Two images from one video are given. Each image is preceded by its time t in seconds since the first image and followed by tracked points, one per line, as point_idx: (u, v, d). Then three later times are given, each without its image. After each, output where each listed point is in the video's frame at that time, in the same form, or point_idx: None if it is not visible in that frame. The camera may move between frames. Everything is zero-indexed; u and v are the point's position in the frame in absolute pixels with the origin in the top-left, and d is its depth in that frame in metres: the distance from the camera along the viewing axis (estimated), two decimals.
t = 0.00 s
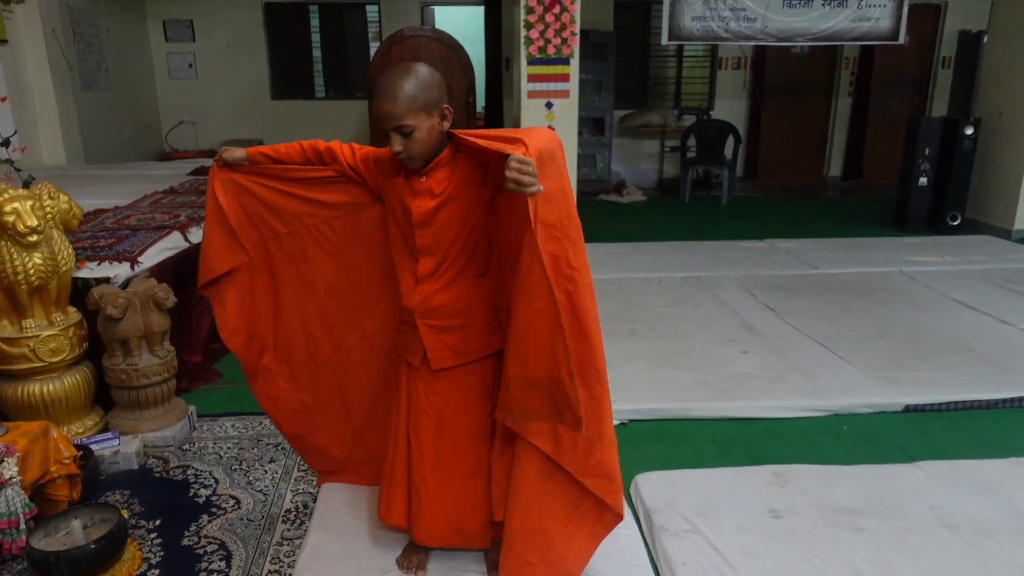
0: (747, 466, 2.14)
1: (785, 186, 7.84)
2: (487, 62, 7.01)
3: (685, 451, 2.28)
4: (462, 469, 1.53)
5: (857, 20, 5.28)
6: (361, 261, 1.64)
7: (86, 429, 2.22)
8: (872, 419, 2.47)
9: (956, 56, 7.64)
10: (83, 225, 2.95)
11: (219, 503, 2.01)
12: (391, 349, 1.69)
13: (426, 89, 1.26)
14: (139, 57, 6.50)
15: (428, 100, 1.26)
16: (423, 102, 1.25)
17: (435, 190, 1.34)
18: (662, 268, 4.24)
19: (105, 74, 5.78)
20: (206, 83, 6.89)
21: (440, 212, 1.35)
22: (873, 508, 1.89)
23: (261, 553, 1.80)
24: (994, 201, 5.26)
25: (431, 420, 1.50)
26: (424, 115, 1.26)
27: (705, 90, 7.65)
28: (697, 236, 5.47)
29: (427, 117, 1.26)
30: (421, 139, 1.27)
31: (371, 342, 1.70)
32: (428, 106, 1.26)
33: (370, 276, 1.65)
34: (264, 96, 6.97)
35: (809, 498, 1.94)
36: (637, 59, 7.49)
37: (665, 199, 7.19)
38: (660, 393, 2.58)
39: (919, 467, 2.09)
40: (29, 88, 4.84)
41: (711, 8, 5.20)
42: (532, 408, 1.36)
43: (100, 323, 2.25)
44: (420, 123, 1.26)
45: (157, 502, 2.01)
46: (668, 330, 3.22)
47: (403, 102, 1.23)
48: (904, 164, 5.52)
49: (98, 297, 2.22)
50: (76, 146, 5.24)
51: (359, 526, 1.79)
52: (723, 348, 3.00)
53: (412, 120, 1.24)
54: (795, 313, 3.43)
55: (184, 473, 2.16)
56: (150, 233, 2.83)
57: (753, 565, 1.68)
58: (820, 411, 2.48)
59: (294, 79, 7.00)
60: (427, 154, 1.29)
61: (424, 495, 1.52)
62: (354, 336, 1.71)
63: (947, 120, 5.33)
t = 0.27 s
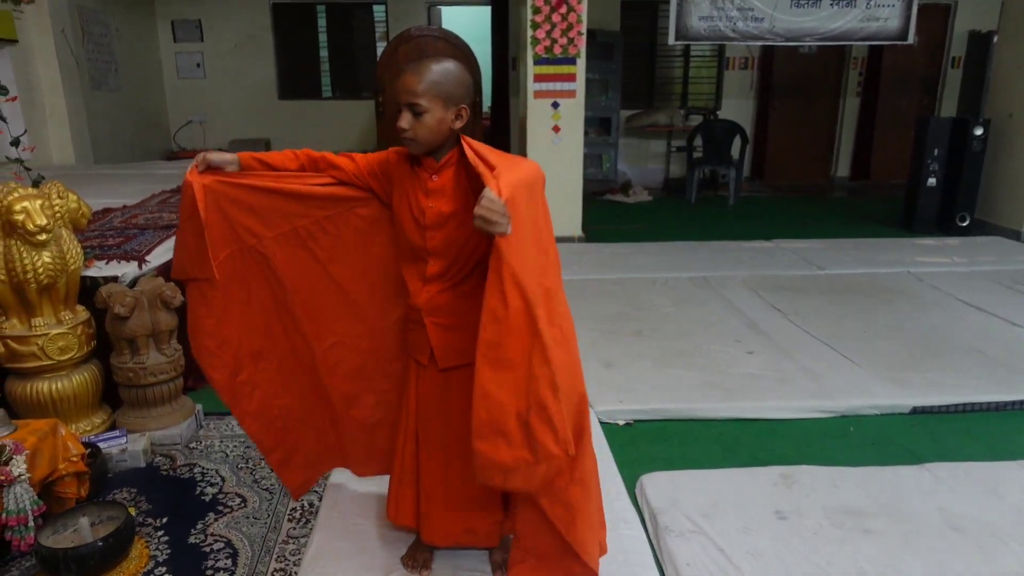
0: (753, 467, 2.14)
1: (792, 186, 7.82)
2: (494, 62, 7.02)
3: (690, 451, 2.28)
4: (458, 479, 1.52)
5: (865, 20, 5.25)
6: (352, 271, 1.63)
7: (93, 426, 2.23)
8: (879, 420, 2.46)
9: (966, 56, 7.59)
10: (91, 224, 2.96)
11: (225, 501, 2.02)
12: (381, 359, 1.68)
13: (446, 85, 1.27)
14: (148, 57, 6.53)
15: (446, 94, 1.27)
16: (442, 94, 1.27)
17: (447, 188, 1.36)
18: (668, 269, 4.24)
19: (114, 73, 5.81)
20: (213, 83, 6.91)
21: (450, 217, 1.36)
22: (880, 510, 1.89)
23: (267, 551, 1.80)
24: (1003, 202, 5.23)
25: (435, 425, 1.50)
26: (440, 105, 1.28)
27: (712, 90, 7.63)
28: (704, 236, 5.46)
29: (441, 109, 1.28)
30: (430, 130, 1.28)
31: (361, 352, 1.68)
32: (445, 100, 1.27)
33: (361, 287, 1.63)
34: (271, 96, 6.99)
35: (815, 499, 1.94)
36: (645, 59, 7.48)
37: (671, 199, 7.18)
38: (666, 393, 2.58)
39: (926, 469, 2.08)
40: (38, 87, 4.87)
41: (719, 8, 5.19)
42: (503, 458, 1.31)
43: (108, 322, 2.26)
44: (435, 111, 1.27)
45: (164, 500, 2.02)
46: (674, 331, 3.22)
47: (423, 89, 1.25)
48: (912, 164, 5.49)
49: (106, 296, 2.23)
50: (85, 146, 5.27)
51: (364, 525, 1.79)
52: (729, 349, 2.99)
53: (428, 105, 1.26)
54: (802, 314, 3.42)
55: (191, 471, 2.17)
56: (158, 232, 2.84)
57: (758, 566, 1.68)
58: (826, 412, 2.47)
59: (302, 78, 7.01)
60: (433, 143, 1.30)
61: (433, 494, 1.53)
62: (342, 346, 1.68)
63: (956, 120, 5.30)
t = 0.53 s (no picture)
0: (753, 467, 2.14)
1: (794, 187, 7.81)
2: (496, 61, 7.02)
3: (691, 451, 2.28)
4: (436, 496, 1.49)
5: (868, 20, 5.25)
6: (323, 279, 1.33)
7: (94, 424, 2.24)
8: (879, 421, 2.46)
9: (969, 57, 7.59)
10: (92, 222, 2.96)
11: (226, 499, 2.02)
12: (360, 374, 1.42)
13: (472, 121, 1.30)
14: (150, 55, 6.53)
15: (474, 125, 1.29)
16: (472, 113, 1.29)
17: (442, 183, 1.32)
18: (670, 269, 4.24)
19: (116, 71, 5.81)
20: (215, 81, 6.91)
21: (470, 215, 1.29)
22: (880, 511, 1.89)
23: (267, 549, 1.80)
24: (1005, 203, 5.22)
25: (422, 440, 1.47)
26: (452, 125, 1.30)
27: (714, 90, 7.62)
28: (705, 236, 5.46)
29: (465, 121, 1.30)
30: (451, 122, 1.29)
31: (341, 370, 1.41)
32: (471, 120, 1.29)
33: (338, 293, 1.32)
34: (273, 94, 6.99)
35: (815, 499, 1.94)
36: (647, 58, 7.47)
37: (673, 199, 7.18)
38: (667, 393, 2.58)
39: (927, 470, 2.08)
40: (40, 85, 4.87)
41: (721, 8, 5.19)
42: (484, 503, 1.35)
43: (109, 319, 2.26)
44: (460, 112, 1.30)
45: (164, 497, 2.02)
46: (675, 331, 3.22)
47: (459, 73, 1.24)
48: (914, 165, 5.49)
49: (108, 293, 2.23)
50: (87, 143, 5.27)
51: (364, 525, 1.79)
52: (729, 349, 2.99)
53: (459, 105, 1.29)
54: (803, 315, 3.43)
55: (191, 469, 2.17)
56: (159, 230, 2.84)
57: (758, 567, 1.68)
58: (827, 413, 2.47)
59: (304, 77, 7.01)
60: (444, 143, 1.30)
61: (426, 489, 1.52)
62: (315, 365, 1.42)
63: (958, 121, 5.30)
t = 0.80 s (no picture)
0: (752, 466, 2.14)
1: (794, 187, 7.81)
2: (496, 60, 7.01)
3: (691, 451, 2.28)
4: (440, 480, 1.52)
5: (868, 20, 5.25)
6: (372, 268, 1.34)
7: (93, 422, 2.23)
8: (878, 421, 2.46)
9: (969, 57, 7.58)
10: (92, 220, 2.96)
11: (225, 497, 2.02)
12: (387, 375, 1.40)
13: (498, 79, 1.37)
14: (150, 53, 6.52)
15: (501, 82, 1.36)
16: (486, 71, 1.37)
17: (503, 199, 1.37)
18: (669, 268, 4.23)
19: (116, 68, 5.80)
20: (215, 79, 6.90)
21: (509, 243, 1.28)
22: (879, 510, 1.89)
23: (266, 547, 1.81)
24: (1005, 203, 5.22)
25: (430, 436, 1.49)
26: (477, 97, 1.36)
27: (714, 89, 7.61)
28: (705, 236, 5.46)
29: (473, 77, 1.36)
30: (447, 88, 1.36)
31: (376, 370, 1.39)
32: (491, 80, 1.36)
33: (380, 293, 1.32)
34: (273, 93, 6.99)
35: (814, 499, 1.94)
36: (647, 58, 7.47)
37: (673, 198, 7.17)
38: (666, 393, 2.58)
39: (926, 469, 2.08)
40: (40, 82, 4.86)
41: (721, 7, 5.19)
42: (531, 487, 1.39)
43: (108, 317, 2.26)
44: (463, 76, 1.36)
45: (163, 495, 2.02)
46: (675, 330, 3.22)
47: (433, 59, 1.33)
48: (914, 165, 5.49)
49: (107, 291, 2.23)
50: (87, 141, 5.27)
51: (364, 523, 1.79)
52: (729, 349, 2.99)
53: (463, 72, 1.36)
54: (802, 314, 3.43)
55: (190, 467, 2.18)
56: (159, 228, 2.84)
57: (757, 566, 1.68)
58: (826, 413, 2.47)
59: (304, 75, 7.01)
60: (453, 114, 1.35)
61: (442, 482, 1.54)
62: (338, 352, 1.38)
63: (958, 121, 5.30)
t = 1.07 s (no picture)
0: (752, 464, 2.14)
1: (793, 184, 7.81)
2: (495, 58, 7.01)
3: (690, 448, 2.28)
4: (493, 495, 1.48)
5: (866, 18, 5.25)
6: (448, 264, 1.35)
7: (93, 421, 2.24)
8: (877, 418, 2.46)
9: (968, 54, 7.59)
10: (91, 219, 2.96)
11: (225, 495, 2.03)
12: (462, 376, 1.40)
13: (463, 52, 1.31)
14: (149, 53, 6.51)
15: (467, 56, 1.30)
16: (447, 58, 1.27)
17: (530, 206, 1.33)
18: (669, 266, 4.24)
19: (114, 68, 5.79)
20: (214, 78, 6.90)
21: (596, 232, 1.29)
22: (878, 508, 1.89)
23: (266, 545, 1.81)
24: (1004, 200, 5.23)
25: (492, 446, 1.45)
26: (459, 92, 1.28)
27: (713, 87, 7.61)
28: (704, 233, 5.46)
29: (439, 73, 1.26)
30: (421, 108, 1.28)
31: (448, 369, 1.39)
32: (460, 64, 1.28)
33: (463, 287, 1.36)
34: (272, 92, 6.98)
35: (814, 496, 1.94)
36: (646, 56, 7.46)
37: (672, 196, 7.17)
38: (666, 390, 2.58)
39: (925, 466, 2.08)
40: (38, 82, 4.86)
41: (720, 5, 5.18)
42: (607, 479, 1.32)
43: (108, 316, 2.26)
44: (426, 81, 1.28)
45: (163, 494, 2.02)
46: (675, 328, 3.22)
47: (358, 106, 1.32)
48: (913, 162, 5.49)
49: (106, 291, 2.23)
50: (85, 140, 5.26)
51: (364, 522, 1.79)
52: (728, 346, 3.00)
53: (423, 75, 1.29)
54: (801, 312, 3.43)
55: (190, 465, 2.18)
56: (158, 227, 2.84)
57: (757, 562, 1.68)
58: (825, 410, 2.48)
59: (302, 74, 7.00)
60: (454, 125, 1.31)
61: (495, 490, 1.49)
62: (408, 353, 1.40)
63: (956, 118, 5.30)
